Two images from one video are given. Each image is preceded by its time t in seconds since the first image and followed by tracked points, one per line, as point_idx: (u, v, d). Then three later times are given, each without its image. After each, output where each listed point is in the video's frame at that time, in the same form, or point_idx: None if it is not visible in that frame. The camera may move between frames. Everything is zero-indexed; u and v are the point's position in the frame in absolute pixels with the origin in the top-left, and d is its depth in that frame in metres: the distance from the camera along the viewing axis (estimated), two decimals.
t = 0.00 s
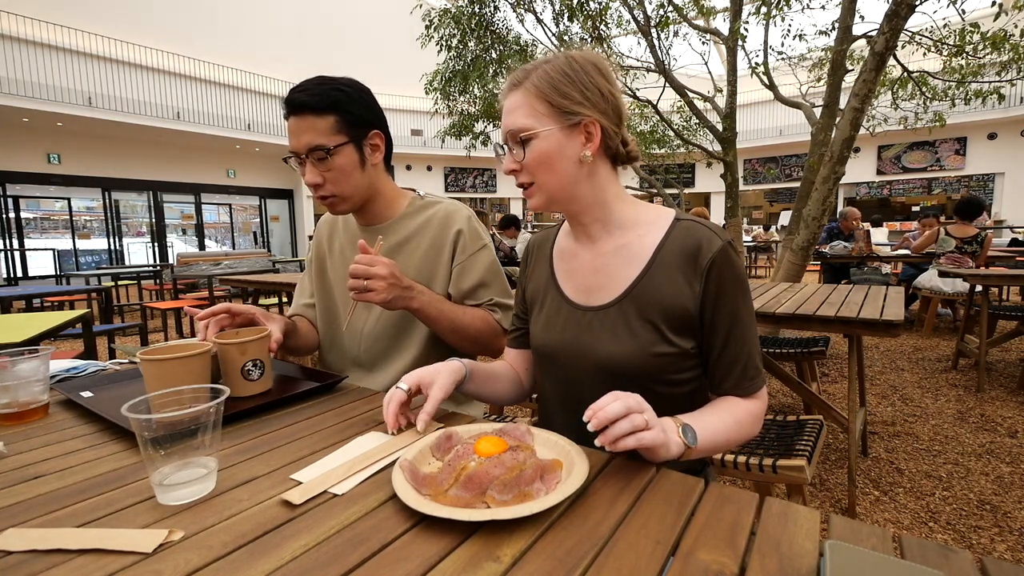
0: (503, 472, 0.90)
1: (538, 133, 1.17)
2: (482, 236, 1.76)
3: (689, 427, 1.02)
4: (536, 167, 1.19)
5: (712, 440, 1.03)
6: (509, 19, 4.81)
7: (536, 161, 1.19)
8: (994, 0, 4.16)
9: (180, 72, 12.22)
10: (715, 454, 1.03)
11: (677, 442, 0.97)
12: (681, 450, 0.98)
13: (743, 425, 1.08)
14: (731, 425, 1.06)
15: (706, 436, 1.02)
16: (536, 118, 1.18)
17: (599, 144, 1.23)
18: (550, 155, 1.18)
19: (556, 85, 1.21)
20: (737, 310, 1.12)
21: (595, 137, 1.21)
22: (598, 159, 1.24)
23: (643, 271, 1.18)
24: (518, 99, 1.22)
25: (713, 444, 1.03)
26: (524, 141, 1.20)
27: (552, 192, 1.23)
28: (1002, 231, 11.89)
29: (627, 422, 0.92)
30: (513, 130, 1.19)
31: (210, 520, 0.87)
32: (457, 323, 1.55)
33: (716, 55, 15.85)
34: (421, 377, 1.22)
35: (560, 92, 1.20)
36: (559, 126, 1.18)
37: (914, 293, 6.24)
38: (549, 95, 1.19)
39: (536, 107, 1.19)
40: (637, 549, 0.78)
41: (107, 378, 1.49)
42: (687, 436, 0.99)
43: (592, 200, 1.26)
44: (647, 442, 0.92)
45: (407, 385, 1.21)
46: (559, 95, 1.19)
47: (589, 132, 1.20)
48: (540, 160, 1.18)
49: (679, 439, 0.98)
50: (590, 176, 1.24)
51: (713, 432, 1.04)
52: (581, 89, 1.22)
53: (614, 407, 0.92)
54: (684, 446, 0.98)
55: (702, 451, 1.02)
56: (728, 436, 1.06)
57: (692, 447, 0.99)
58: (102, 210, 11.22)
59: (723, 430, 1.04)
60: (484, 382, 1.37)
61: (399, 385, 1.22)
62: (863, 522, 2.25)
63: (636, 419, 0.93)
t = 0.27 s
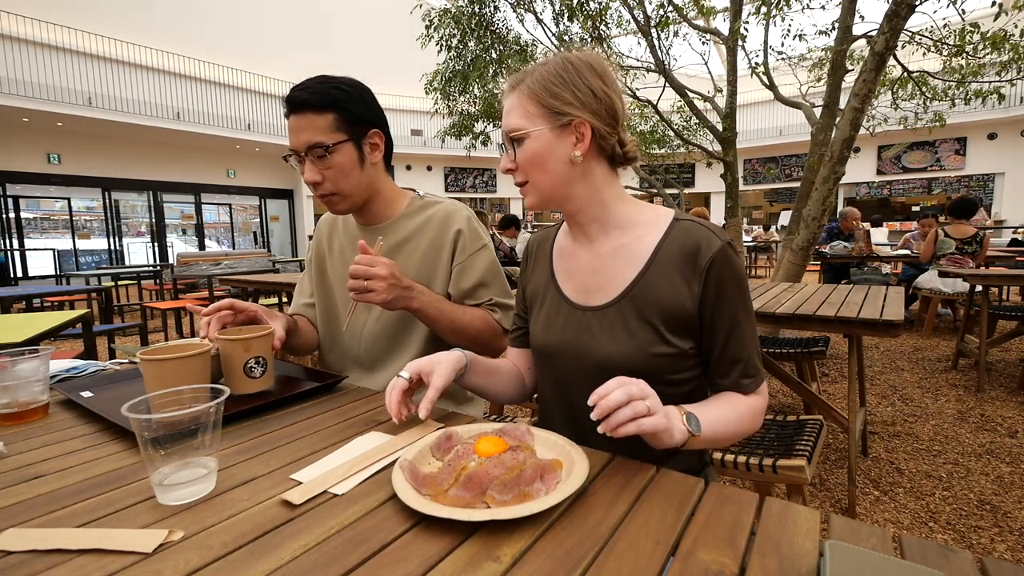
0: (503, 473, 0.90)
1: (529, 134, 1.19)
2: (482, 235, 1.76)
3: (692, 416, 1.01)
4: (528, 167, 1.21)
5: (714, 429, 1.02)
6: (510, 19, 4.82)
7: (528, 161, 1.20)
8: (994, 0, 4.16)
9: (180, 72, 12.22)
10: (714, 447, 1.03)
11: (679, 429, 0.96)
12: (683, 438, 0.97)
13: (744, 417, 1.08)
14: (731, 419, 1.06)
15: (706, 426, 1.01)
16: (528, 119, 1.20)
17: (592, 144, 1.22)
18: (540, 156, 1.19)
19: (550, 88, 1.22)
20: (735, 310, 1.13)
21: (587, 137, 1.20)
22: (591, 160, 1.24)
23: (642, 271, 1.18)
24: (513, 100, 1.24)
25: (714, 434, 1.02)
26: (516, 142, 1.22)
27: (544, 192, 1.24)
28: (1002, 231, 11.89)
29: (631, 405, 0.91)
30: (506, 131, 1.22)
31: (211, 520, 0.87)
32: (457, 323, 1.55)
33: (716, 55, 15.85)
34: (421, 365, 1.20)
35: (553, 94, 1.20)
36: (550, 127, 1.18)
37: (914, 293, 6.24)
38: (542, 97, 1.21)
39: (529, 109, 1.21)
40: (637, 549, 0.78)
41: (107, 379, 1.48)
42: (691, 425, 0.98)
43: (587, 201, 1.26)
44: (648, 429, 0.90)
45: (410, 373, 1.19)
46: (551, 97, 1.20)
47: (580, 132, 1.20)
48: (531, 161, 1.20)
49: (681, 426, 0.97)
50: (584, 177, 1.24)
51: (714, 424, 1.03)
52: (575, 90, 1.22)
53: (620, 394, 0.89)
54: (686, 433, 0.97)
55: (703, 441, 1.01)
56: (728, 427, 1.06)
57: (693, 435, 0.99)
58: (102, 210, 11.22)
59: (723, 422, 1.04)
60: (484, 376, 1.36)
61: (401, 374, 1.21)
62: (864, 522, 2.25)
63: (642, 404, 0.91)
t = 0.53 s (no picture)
0: (503, 472, 0.90)
1: (527, 134, 1.20)
2: (481, 234, 1.76)
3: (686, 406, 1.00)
4: (527, 167, 1.22)
5: (707, 422, 1.03)
6: (509, 19, 4.82)
7: (527, 161, 1.21)
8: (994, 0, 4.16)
9: (180, 73, 12.22)
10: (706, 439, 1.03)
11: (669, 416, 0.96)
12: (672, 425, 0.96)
13: (743, 415, 1.07)
14: (727, 416, 1.06)
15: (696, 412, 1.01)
16: (527, 119, 1.20)
17: (590, 145, 1.22)
18: (538, 156, 1.20)
19: (550, 88, 1.22)
20: (737, 310, 1.12)
21: (585, 137, 1.20)
22: (590, 160, 1.23)
23: (643, 271, 1.18)
24: (513, 101, 1.25)
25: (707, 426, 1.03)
26: (515, 142, 1.23)
27: (543, 192, 1.25)
28: (1002, 232, 11.88)
29: (614, 384, 0.91)
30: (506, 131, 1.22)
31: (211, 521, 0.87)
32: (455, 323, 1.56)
33: (716, 55, 15.85)
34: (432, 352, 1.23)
35: (552, 95, 1.21)
36: (549, 127, 1.19)
37: (915, 293, 6.24)
38: (541, 97, 1.21)
39: (529, 109, 1.21)
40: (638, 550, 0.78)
41: (108, 379, 1.49)
42: (683, 416, 0.98)
43: (585, 201, 1.26)
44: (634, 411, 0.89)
45: (420, 359, 1.21)
46: (551, 98, 1.20)
47: (579, 132, 1.19)
48: (529, 161, 1.21)
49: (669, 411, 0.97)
50: (583, 177, 1.24)
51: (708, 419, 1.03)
52: (575, 90, 1.22)
53: (598, 361, 0.93)
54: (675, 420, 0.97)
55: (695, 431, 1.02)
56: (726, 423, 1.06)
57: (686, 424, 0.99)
58: (102, 210, 11.22)
59: (720, 417, 1.04)
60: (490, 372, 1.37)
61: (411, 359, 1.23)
62: (863, 522, 2.25)
63: (626, 380, 0.91)
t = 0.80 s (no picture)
0: (503, 472, 0.90)
1: (528, 134, 1.20)
2: (477, 234, 1.75)
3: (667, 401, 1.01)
4: (527, 167, 1.22)
5: (698, 416, 1.04)
6: (509, 19, 4.82)
7: (528, 161, 1.21)
8: (994, 0, 4.16)
9: (180, 73, 12.22)
10: (691, 434, 1.04)
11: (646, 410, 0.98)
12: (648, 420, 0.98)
13: (740, 414, 1.07)
14: (722, 415, 1.06)
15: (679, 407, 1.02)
16: (528, 119, 1.21)
17: (591, 145, 1.22)
18: (538, 156, 1.20)
19: (551, 88, 1.22)
20: (737, 310, 1.12)
21: (585, 138, 1.20)
22: (591, 160, 1.23)
23: (643, 270, 1.18)
24: (514, 102, 1.25)
25: (699, 421, 1.04)
26: (516, 143, 1.23)
27: (543, 192, 1.25)
28: (1002, 232, 11.88)
29: (575, 383, 0.96)
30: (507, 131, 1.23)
31: (211, 520, 0.87)
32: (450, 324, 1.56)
33: (716, 55, 15.86)
34: (439, 365, 1.22)
35: (554, 96, 1.21)
36: (550, 127, 1.19)
37: (915, 293, 6.24)
38: (542, 97, 1.21)
39: (530, 110, 1.21)
40: (637, 551, 0.78)
41: (108, 378, 1.48)
42: (663, 414, 0.99)
43: (585, 201, 1.26)
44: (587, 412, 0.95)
45: (426, 371, 1.20)
46: (552, 98, 1.20)
47: (579, 133, 1.19)
48: (529, 161, 1.21)
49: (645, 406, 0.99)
50: (583, 178, 1.23)
51: (702, 416, 1.04)
52: (576, 91, 1.22)
53: (562, 361, 0.99)
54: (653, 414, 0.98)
55: (684, 426, 1.03)
56: (722, 422, 1.06)
57: (668, 420, 1.00)
58: (102, 210, 11.23)
59: (714, 415, 1.05)
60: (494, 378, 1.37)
61: (417, 371, 1.22)
62: (864, 522, 2.25)
63: (586, 380, 0.96)
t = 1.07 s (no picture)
0: (503, 472, 0.90)
1: (525, 135, 1.20)
2: (473, 233, 1.75)
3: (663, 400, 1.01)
4: (525, 167, 1.23)
5: (697, 414, 1.04)
6: (509, 19, 4.82)
7: (525, 162, 1.22)
8: None
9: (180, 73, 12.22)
10: (690, 434, 1.04)
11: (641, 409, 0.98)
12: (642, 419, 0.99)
13: (739, 415, 1.07)
14: (722, 415, 1.06)
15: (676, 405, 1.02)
16: (525, 119, 1.21)
17: (588, 145, 1.21)
18: (535, 156, 1.20)
19: (549, 89, 1.22)
20: (737, 311, 1.12)
21: (582, 138, 1.20)
22: (588, 160, 1.23)
23: (642, 271, 1.18)
24: (512, 103, 1.26)
25: (698, 420, 1.04)
26: (514, 143, 1.24)
27: (541, 192, 1.25)
28: (1002, 232, 11.88)
29: (566, 385, 0.97)
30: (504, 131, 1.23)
31: (211, 520, 0.87)
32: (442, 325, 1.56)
33: (716, 55, 15.85)
34: (431, 380, 1.21)
35: (551, 96, 1.21)
36: (547, 128, 1.19)
37: (914, 293, 6.24)
38: (539, 98, 1.21)
39: (527, 110, 1.22)
40: (637, 551, 0.78)
41: (108, 378, 1.48)
42: (659, 415, 0.99)
43: (582, 202, 1.26)
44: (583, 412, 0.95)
45: (418, 386, 1.20)
46: (549, 99, 1.20)
47: (576, 133, 1.19)
48: (527, 161, 1.21)
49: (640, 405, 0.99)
50: (581, 177, 1.23)
51: (701, 414, 1.04)
52: (573, 92, 1.22)
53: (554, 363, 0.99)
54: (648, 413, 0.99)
55: (683, 424, 1.03)
56: (721, 423, 1.06)
57: (664, 420, 1.00)
58: (102, 210, 11.23)
59: (712, 415, 1.05)
60: (491, 385, 1.37)
61: (409, 387, 1.22)
62: (864, 522, 2.25)
63: (579, 381, 0.96)
